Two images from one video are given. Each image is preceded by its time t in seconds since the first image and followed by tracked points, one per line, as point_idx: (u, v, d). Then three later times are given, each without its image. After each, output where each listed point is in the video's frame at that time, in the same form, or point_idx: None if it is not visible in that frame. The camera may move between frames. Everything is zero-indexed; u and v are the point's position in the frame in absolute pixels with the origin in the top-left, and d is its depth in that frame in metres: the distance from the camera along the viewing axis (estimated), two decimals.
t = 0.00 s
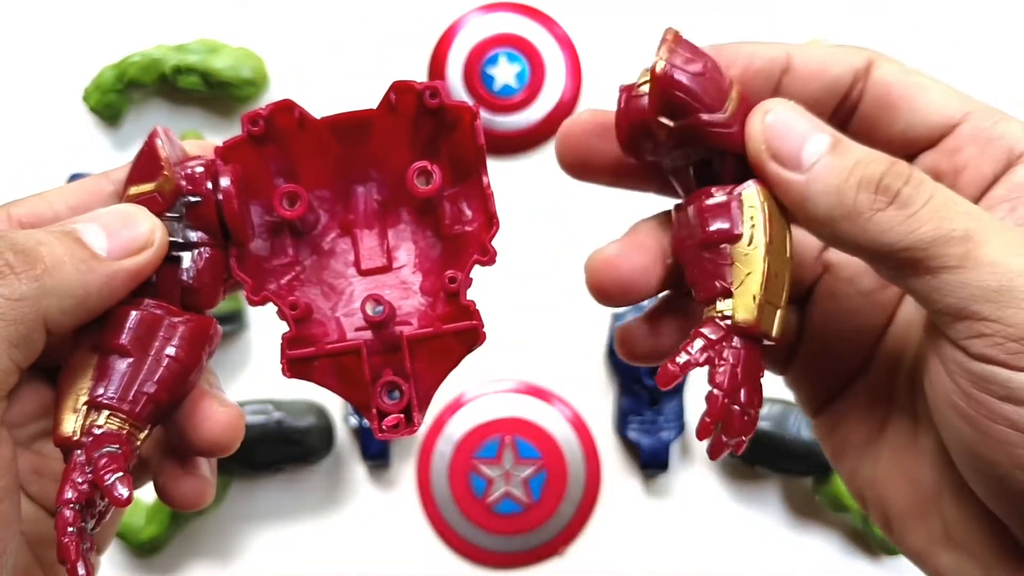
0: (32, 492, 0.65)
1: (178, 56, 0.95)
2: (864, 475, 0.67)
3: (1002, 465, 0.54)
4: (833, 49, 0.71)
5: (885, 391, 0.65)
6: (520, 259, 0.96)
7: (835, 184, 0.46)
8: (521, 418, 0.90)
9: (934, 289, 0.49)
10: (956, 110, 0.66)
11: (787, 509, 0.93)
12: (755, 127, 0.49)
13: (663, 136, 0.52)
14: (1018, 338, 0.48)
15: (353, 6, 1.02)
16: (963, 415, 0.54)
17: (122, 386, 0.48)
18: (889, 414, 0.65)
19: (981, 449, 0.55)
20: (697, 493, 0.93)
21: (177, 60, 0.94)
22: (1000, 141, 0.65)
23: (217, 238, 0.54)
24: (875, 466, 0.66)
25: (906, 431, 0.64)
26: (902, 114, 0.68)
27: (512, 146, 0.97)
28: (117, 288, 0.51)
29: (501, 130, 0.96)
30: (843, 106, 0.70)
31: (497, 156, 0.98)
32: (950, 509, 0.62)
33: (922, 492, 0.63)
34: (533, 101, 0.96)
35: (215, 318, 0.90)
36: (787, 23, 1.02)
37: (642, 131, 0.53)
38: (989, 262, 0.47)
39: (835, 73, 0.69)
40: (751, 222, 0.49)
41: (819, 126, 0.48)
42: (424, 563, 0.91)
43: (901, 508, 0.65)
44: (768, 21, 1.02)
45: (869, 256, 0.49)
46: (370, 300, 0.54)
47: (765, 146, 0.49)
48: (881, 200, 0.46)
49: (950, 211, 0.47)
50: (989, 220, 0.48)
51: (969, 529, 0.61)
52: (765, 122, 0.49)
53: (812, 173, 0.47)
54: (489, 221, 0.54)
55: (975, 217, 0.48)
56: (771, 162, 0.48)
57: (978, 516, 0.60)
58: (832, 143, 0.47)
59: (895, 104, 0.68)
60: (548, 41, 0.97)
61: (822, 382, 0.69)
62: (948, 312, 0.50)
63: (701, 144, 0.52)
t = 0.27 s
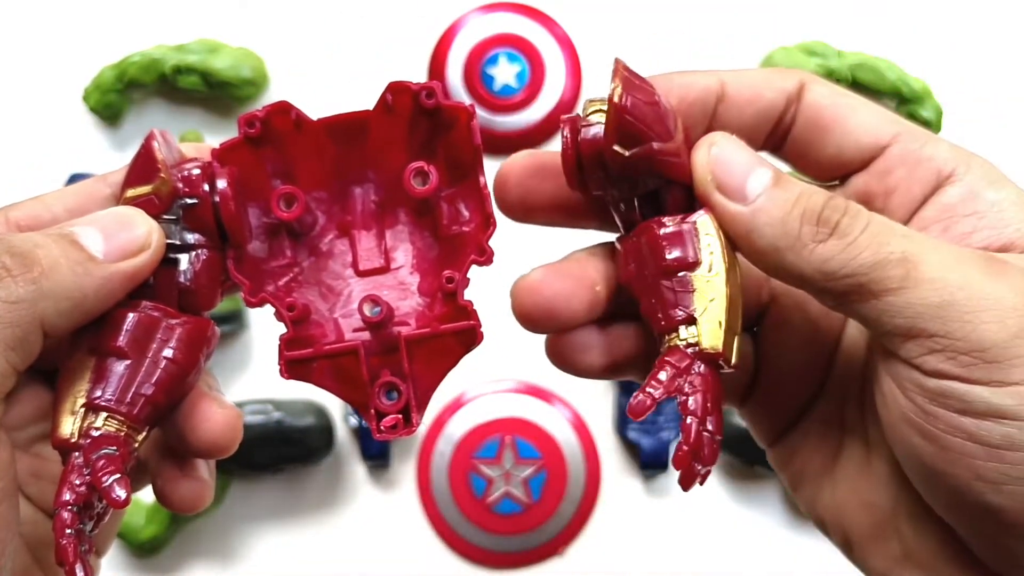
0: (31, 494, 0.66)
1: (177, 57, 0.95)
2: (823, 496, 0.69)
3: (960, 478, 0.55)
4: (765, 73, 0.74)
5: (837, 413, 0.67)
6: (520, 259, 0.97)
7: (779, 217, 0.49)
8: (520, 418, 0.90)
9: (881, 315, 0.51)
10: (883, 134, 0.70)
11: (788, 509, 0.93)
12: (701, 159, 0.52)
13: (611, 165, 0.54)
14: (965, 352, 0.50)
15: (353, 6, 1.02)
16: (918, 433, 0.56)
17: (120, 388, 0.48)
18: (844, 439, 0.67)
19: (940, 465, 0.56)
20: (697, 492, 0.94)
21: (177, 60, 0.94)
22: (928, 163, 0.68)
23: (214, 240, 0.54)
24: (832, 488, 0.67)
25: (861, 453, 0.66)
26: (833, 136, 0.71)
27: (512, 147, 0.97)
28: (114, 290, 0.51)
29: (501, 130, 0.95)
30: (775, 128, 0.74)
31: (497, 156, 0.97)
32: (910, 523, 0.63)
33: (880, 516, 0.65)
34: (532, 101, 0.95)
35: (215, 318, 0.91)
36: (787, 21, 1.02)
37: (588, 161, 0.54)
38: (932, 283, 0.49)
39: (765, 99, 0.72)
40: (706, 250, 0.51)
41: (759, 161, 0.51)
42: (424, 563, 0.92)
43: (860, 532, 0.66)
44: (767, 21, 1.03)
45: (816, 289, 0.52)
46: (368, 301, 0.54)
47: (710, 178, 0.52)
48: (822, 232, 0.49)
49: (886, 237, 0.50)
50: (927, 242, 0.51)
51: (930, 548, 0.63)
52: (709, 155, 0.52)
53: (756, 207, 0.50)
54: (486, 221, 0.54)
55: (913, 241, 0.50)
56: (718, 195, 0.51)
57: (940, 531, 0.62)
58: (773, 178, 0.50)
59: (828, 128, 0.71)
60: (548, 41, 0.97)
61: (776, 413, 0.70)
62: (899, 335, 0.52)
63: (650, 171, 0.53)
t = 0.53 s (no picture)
0: (37, 495, 0.66)
1: (178, 56, 0.95)
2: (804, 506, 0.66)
3: (960, 468, 0.53)
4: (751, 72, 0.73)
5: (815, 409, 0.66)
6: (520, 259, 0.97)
7: (782, 197, 0.50)
8: (522, 419, 0.90)
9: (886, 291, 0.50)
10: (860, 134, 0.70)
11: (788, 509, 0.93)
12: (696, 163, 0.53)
13: (605, 172, 0.54)
14: (972, 323, 0.50)
15: (353, 6, 1.02)
16: (916, 420, 0.54)
17: (126, 388, 0.48)
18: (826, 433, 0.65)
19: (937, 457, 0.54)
20: (697, 492, 0.93)
21: (177, 60, 0.94)
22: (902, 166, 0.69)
23: (218, 241, 0.54)
24: (814, 493, 0.65)
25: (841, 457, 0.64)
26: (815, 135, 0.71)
27: (513, 147, 0.97)
28: (119, 290, 0.51)
29: (501, 130, 0.96)
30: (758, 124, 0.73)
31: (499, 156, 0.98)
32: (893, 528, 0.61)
33: (865, 515, 0.62)
34: (532, 101, 0.95)
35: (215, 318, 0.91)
36: (786, 21, 1.03)
37: (586, 158, 0.54)
38: (938, 253, 0.50)
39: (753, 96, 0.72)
40: (681, 267, 0.52)
41: (746, 162, 0.53)
42: (425, 563, 0.92)
43: (845, 540, 0.63)
44: (767, 20, 1.03)
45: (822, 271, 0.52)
46: (371, 301, 0.53)
47: (708, 171, 0.52)
48: (822, 202, 0.50)
49: (892, 212, 0.50)
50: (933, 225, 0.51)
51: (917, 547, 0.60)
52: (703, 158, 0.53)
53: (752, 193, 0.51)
54: (489, 221, 0.54)
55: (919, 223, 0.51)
56: (715, 184, 0.52)
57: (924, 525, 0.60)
58: (770, 173, 0.52)
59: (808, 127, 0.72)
60: (549, 41, 0.97)
61: (746, 416, 0.68)
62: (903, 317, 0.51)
63: (643, 178, 0.54)
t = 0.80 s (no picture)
0: (35, 498, 0.66)
1: (177, 56, 0.95)
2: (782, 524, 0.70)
3: (913, 500, 0.56)
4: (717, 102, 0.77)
5: (791, 438, 0.68)
6: (520, 259, 0.97)
7: (728, 232, 0.51)
8: (520, 420, 0.90)
9: (823, 332, 0.52)
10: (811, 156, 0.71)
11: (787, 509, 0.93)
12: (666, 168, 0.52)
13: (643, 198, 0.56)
14: (907, 362, 0.51)
15: (353, 6, 1.02)
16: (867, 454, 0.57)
17: (125, 392, 0.48)
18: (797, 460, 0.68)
19: (891, 488, 0.57)
20: (697, 493, 0.94)
21: (177, 61, 0.95)
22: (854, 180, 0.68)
23: (218, 243, 0.54)
24: (790, 514, 0.68)
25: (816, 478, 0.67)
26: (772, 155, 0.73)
27: (512, 147, 0.98)
28: (119, 294, 0.51)
29: (501, 130, 0.96)
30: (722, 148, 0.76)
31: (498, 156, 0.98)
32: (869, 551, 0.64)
33: (839, 542, 0.65)
34: (533, 101, 0.96)
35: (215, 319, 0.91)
36: (786, 21, 1.02)
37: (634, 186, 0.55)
38: (872, 294, 0.51)
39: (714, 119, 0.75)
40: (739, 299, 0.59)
41: (711, 171, 0.52)
42: (426, 564, 0.92)
43: (820, 563, 0.67)
44: (767, 20, 1.02)
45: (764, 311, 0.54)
46: (370, 304, 0.54)
47: (669, 182, 0.52)
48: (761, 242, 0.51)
49: (826, 251, 0.51)
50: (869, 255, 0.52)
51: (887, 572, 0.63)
52: (674, 166, 0.52)
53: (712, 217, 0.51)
54: (488, 224, 0.54)
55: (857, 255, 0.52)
56: (677, 199, 0.52)
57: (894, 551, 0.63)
58: (731, 193, 0.52)
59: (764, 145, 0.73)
60: (548, 41, 0.98)
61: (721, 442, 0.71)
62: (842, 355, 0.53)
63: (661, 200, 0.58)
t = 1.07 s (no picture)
0: (34, 498, 0.66)
1: (177, 56, 0.95)
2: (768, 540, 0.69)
3: (923, 512, 0.54)
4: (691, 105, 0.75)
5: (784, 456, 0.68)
6: (520, 259, 0.96)
7: (763, 192, 0.50)
8: (521, 419, 0.90)
9: (844, 313, 0.51)
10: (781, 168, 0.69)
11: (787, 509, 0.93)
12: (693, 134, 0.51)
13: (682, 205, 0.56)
14: (928, 354, 0.51)
15: (353, 6, 1.02)
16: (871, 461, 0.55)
17: (125, 393, 0.48)
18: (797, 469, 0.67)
19: (899, 500, 0.55)
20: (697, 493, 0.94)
21: (176, 60, 0.95)
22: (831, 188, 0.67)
23: (218, 244, 0.54)
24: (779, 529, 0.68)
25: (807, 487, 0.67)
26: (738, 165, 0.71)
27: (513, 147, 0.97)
28: (118, 294, 0.51)
29: (501, 130, 0.96)
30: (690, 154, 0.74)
31: (499, 156, 0.98)
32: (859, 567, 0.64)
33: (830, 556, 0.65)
34: (532, 101, 0.95)
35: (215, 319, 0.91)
36: (787, 20, 1.02)
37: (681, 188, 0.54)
38: (904, 276, 0.51)
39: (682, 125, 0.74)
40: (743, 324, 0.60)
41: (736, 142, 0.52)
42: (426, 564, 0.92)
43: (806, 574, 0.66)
44: (767, 19, 1.02)
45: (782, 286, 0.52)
46: (370, 305, 0.54)
47: (701, 138, 0.51)
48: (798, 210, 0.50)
49: (858, 231, 0.51)
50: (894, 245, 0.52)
51: None
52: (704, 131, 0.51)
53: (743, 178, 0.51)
54: (489, 224, 0.54)
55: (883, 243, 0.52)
56: (706, 155, 0.51)
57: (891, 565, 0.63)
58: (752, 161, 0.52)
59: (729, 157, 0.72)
60: (549, 41, 0.97)
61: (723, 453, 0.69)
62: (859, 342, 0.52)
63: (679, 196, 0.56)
